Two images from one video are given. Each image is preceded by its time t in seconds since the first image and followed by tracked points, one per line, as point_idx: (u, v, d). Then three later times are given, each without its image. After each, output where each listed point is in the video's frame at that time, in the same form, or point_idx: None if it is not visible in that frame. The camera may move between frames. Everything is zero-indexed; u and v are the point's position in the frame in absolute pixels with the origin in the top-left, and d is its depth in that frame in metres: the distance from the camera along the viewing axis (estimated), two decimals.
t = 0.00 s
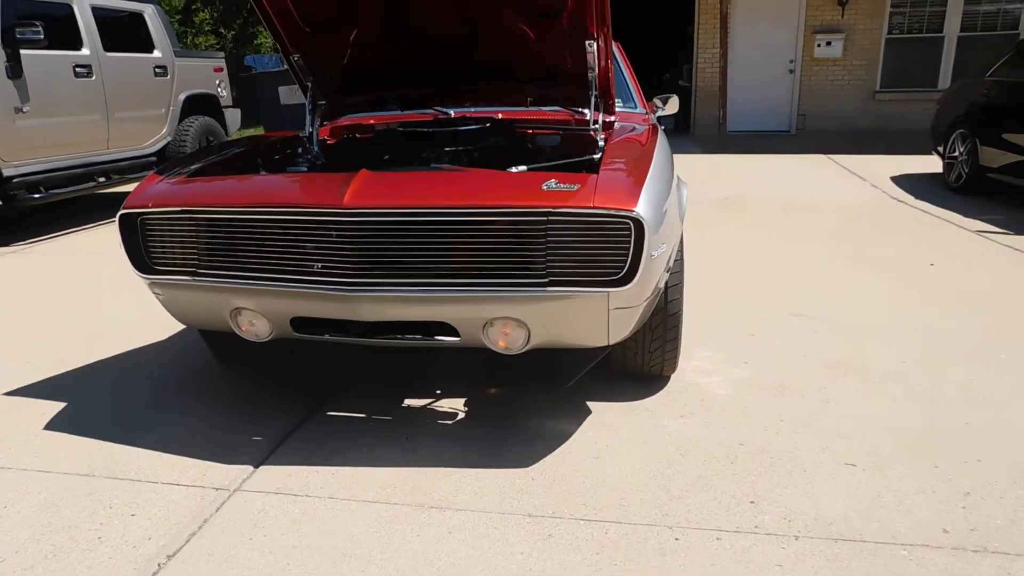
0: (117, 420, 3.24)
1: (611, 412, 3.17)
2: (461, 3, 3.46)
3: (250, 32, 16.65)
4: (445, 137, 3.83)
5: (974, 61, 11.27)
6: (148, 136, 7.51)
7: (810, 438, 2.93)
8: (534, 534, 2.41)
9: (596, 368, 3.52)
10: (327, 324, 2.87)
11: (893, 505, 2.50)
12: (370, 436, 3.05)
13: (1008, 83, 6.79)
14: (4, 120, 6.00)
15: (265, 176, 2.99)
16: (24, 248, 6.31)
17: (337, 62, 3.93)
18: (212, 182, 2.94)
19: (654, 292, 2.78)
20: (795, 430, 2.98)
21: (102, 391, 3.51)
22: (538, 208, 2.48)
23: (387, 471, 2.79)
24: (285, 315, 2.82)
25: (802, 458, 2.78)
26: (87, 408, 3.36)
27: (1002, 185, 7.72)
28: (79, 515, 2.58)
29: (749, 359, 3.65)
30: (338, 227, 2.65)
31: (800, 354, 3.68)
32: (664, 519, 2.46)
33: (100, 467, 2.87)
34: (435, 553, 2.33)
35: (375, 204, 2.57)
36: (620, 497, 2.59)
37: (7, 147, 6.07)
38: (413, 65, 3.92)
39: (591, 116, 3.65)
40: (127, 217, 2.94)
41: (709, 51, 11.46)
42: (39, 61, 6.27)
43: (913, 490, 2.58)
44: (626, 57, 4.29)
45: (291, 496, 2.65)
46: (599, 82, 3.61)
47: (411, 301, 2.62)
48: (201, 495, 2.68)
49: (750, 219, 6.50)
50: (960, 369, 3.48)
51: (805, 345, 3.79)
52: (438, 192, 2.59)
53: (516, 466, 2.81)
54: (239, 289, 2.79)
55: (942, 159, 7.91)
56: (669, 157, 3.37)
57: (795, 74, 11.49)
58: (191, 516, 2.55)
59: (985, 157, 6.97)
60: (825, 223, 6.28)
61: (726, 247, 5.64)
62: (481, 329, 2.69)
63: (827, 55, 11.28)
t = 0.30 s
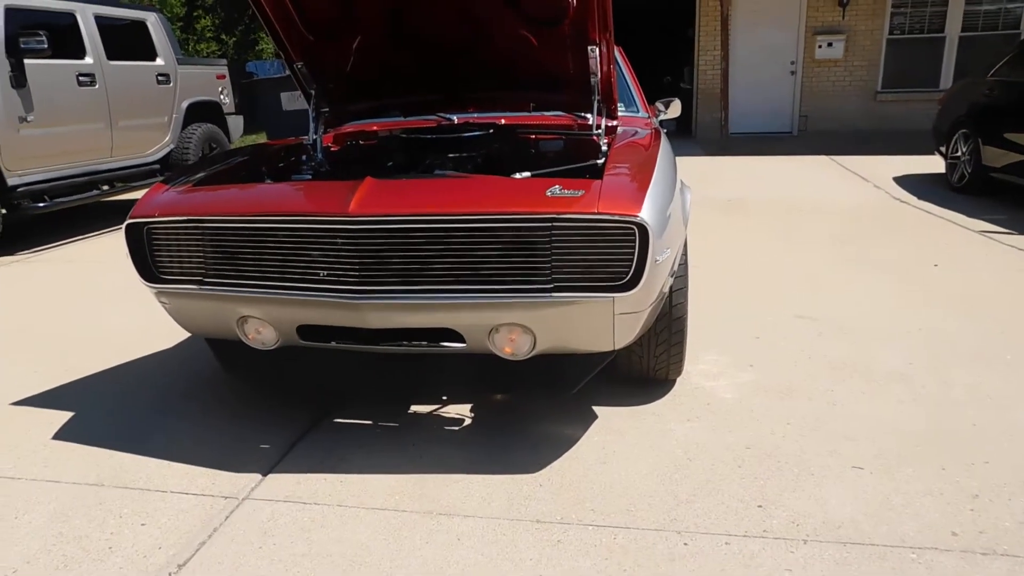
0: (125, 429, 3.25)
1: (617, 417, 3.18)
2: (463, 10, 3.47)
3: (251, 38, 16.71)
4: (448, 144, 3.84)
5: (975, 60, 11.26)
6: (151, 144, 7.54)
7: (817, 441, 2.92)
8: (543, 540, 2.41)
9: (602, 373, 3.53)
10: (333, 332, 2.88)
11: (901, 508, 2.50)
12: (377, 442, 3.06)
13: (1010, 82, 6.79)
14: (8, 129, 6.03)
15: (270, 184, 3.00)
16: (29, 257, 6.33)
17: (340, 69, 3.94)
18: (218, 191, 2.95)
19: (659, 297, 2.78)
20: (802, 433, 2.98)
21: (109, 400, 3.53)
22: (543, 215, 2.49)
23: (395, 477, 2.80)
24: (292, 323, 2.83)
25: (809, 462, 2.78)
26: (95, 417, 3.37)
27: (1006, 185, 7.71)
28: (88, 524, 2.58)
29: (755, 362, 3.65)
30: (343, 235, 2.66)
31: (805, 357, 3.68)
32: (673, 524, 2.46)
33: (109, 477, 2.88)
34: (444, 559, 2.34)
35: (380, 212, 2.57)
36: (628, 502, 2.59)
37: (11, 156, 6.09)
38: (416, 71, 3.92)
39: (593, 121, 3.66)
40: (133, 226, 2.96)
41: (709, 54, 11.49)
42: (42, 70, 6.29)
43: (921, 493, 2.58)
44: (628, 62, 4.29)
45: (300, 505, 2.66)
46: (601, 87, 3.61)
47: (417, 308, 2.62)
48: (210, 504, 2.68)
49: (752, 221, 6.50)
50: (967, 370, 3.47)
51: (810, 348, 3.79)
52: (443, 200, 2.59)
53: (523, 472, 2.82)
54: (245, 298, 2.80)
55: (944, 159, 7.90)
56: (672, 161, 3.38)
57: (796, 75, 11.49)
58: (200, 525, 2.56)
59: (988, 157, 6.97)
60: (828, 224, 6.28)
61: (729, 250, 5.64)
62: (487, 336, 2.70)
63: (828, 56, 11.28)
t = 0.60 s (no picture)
0: (126, 430, 3.25)
1: (618, 420, 3.19)
2: (466, 14, 3.49)
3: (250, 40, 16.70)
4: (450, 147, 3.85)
5: (974, 65, 11.30)
6: (151, 146, 7.54)
7: (817, 445, 2.94)
8: (545, 542, 2.42)
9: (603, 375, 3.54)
10: (336, 334, 2.89)
11: (901, 511, 2.51)
12: (378, 445, 3.06)
13: (1009, 88, 6.81)
14: (9, 131, 6.03)
15: (273, 186, 3.01)
16: (29, 258, 6.33)
17: (342, 72, 3.95)
18: (221, 193, 2.96)
19: (661, 300, 2.80)
20: (803, 437, 3.00)
21: (111, 401, 3.53)
22: (545, 218, 2.50)
23: (397, 479, 2.81)
24: (295, 325, 2.83)
25: (809, 466, 2.79)
26: (95, 418, 3.37)
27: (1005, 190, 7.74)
28: (90, 525, 2.59)
29: (755, 366, 3.66)
30: (346, 237, 2.67)
31: (806, 361, 3.70)
32: (674, 527, 2.47)
33: (111, 477, 2.89)
34: (447, 561, 2.35)
35: (383, 215, 2.58)
36: (630, 505, 2.60)
37: (12, 157, 6.09)
38: (418, 75, 3.94)
39: (595, 125, 3.67)
40: (136, 228, 2.96)
41: (709, 58, 11.49)
42: (44, 72, 6.30)
43: (922, 497, 2.59)
44: (630, 66, 4.30)
45: (302, 506, 2.66)
46: (603, 91, 3.63)
47: (419, 311, 2.63)
48: (213, 505, 2.69)
49: (752, 225, 6.51)
50: (966, 375, 3.49)
51: (811, 352, 3.80)
52: (446, 202, 2.60)
53: (525, 474, 2.83)
54: (248, 300, 2.81)
55: (944, 164, 7.93)
56: (675, 165, 3.39)
57: (795, 79, 11.51)
58: (202, 526, 2.56)
59: (987, 162, 6.99)
60: (828, 228, 6.30)
61: (729, 253, 5.65)
62: (490, 338, 2.70)
63: (827, 61, 11.32)
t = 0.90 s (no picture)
0: (137, 430, 3.28)
1: (626, 416, 3.20)
2: (471, 11, 3.50)
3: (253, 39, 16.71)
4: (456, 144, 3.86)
5: (979, 56, 11.25)
6: (157, 146, 7.57)
7: (825, 438, 2.94)
8: (555, 537, 2.44)
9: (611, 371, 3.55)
10: (345, 332, 2.91)
11: (909, 504, 2.52)
12: (388, 442, 3.08)
13: (1015, 78, 6.79)
14: (16, 132, 6.06)
15: (281, 186, 3.03)
16: (37, 259, 6.36)
17: (347, 71, 3.96)
18: (229, 194, 2.98)
19: (669, 296, 2.81)
20: (811, 431, 3.00)
21: (122, 401, 3.56)
22: (552, 216, 2.51)
23: (407, 476, 2.83)
24: (304, 324, 2.85)
25: (817, 459, 2.80)
26: (107, 418, 3.40)
27: (1011, 181, 7.72)
28: (104, 524, 2.61)
29: (762, 360, 3.67)
30: (355, 236, 2.69)
31: (813, 355, 3.70)
32: (683, 521, 2.49)
33: (124, 477, 2.91)
34: (457, 557, 2.37)
35: (391, 214, 2.60)
36: (639, 500, 2.61)
37: (19, 159, 6.12)
38: (423, 73, 3.95)
39: (600, 121, 3.68)
40: (146, 229, 2.98)
41: (712, 52, 11.49)
42: (49, 73, 6.32)
43: (930, 490, 2.59)
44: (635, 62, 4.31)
45: (313, 503, 2.68)
46: (608, 87, 3.63)
47: (428, 308, 2.64)
48: (225, 503, 2.71)
49: (757, 219, 6.51)
50: (973, 367, 3.49)
51: (818, 346, 3.80)
52: (453, 200, 2.62)
53: (534, 470, 2.84)
54: (257, 299, 2.83)
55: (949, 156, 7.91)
56: (680, 160, 3.39)
57: (799, 72, 11.48)
58: (215, 524, 2.59)
59: (993, 153, 6.97)
60: (834, 222, 6.29)
61: (735, 248, 5.65)
62: (498, 335, 2.72)
63: (831, 53, 11.28)
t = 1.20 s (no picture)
0: (147, 433, 3.30)
1: (633, 417, 3.20)
2: (477, 14, 3.50)
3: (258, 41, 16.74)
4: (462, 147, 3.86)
5: (985, 54, 11.22)
6: (163, 149, 7.60)
7: (833, 438, 2.94)
8: (564, 539, 2.44)
9: (618, 373, 3.56)
10: (352, 334, 2.92)
11: (919, 505, 2.51)
12: (397, 444, 3.09)
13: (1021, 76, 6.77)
14: (24, 137, 6.09)
15: (288, 190, 3.04)
16: (45, 263, 6.39)
17: (353, 74, 3.97)
18: (237, 197, 2.99)
19: (675, 298, 2.81)
20: (819, 431, 3.00)
21: (131, 405, 3.57)
22: (560, 218, 2.52)
23: (416, 478, 2.84)
24: (312, 327, 2.87)
25: (826, 460, 2.80)
26: (116, 421, 3.42)
27: (1019, 179, 7.70)
28: (116, 527, 2.63)
29: (769, 361, 3.66)
30: (362, 239, 2.70)
31: (820, 355, 3.70)
32: (692, 522, 2.49)
33: (135, 480, 2.93)
34: (467, 559, 2.37)
35: (398, 217, 2.61)
36: (648, 501, 2.62)
37: (27, 163, 6.15)
38: (429, 76, 3.96)
39: (606, 122, 3.68)
40: (155, 233, 3.00)
41: (717, 51, 11.46)
42: (56, 78, 6.35)
43: (939, 490, 2.59)
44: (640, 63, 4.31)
45: (322, 506, 2.69)
46: (614, 88, 3.64)
47: (436, 311, 2.65)
48: (235, 506, 2.72)
49: (763, 219, 6.50)
50: (980, 366, 3.48)
51: (826, 346, 3.80)
52: (460, 204, 2.62)
53: (543, 472, 2.85)
54: (266, 303, 2.84)
55: (956, 154, 7.89)
56: (686, 161, 3.39)
57: (805, 71, 11.46)
58: (226, 527, 2.60)
59: (1000, 151, 6.95)
60: (840, 221, 6.28)
61: (741, 248, 5.65)
62: (506, 337, 2.73)
63: (836, 52, 11.26)
